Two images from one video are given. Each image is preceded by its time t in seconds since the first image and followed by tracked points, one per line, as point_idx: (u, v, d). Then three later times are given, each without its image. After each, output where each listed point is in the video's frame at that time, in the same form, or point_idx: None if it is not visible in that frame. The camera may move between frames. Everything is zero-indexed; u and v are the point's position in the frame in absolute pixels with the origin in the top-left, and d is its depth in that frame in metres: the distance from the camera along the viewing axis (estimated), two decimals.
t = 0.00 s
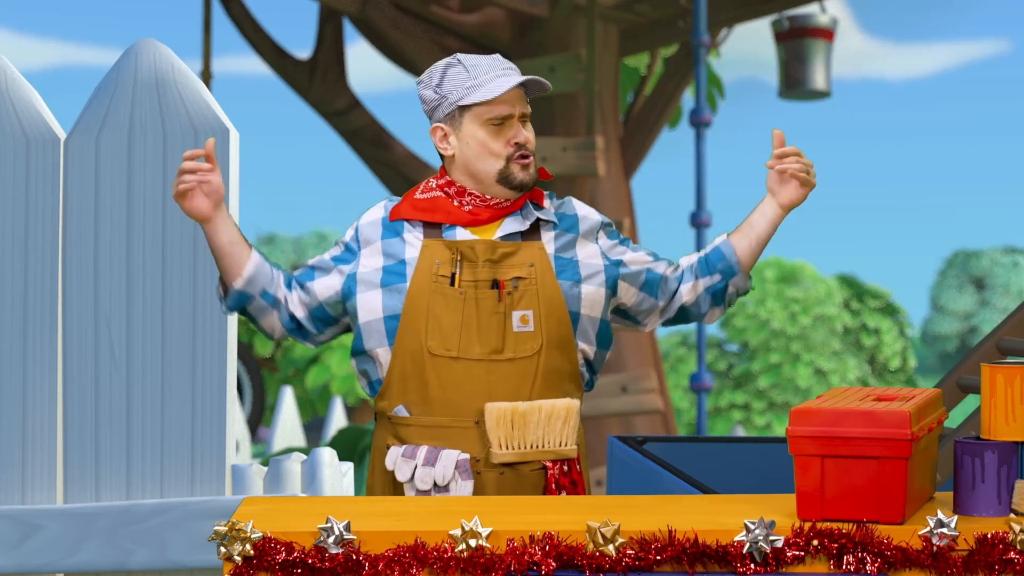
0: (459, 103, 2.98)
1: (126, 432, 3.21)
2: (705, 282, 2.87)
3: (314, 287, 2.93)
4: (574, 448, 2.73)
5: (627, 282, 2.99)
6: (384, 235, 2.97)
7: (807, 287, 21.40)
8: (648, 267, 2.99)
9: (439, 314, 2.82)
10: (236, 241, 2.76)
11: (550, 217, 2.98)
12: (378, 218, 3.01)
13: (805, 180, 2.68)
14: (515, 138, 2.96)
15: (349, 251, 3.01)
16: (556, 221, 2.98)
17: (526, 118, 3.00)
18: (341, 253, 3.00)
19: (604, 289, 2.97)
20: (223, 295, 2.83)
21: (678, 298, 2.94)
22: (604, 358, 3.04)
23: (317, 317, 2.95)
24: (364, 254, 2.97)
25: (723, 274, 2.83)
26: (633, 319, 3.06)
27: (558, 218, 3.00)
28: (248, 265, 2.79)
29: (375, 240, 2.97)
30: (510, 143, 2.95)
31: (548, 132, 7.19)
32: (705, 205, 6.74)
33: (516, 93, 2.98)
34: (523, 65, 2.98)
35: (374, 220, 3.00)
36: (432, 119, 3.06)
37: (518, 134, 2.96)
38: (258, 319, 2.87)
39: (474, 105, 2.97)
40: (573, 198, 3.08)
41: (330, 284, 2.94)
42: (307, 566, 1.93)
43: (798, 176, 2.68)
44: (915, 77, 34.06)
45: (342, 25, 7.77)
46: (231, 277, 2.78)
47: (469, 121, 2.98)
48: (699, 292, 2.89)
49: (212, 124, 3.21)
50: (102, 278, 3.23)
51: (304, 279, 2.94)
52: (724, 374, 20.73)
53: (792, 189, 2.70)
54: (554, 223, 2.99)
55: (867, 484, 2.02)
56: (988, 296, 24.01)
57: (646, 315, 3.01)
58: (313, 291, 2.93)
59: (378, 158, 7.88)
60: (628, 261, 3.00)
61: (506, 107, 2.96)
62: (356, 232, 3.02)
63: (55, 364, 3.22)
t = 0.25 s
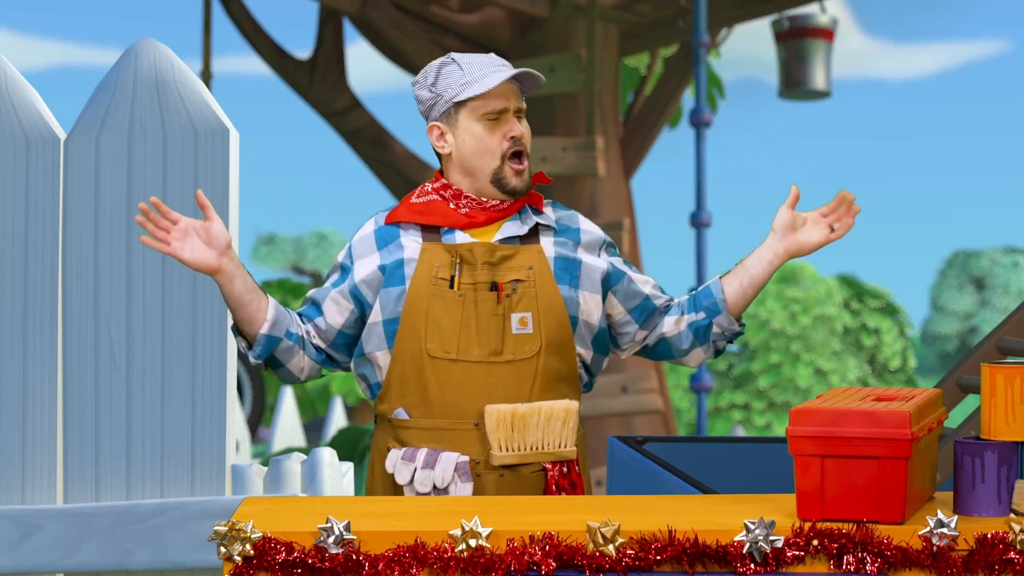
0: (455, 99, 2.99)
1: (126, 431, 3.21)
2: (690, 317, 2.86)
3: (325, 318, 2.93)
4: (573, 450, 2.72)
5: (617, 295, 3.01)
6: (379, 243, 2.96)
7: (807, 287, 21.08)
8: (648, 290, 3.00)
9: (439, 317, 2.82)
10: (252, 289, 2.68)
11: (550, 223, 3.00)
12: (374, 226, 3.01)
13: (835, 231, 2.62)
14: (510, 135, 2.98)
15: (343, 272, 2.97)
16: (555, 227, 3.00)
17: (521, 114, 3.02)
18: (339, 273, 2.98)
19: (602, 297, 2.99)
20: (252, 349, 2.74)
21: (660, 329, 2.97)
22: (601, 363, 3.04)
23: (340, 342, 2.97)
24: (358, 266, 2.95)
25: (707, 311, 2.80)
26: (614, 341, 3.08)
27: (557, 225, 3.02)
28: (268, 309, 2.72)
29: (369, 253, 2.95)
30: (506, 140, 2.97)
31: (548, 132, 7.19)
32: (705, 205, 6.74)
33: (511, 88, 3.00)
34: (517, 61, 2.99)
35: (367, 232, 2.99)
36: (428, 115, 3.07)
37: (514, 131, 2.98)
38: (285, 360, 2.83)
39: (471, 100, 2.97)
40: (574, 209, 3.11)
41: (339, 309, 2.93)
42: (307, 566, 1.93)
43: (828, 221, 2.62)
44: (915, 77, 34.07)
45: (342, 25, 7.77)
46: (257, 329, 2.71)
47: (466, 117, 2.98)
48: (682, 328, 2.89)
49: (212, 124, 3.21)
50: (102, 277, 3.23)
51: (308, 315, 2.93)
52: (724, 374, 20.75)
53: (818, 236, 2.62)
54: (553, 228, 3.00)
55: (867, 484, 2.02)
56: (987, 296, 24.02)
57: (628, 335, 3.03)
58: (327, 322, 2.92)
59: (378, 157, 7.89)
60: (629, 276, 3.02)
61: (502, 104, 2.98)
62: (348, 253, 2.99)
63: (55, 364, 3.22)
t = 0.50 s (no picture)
0: (436, 92, 3.02)
1: (126, 431, 3.21)
2: (681, 312, 2.78)
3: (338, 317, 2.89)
4: (572, 448, 2.71)
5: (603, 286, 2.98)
6: (380, 241, 2.96)
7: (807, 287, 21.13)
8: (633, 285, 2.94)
9: (438, 315, 2.82)
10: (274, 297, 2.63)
11: (549, 221, 3.00)
12: (375, 224, 3.01)
13: (837, 233, 2.50)
14: (489, 124, 2.96)
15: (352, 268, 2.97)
16: (554, 226, 3.00)
17: (506, 107, 3.00)
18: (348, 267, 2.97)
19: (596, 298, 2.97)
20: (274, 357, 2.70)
21: (650, 322, 2.89)
22: (603, 361, 3.04)
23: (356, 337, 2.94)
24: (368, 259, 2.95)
25: (696, 305, 2.72)
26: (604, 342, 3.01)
27: (557, 224, 3.02)
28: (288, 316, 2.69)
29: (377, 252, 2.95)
30: (483, 127, 2.95)
31: (547, 132, 7.21)
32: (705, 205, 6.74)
33: (493, 80, 3.00)
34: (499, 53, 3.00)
35: (370, 230, 2.98)
36: (422, 118, 3.12)
37: (492, 119, 2.96)
38: (303, 363, 2.76)
39: (450, 92, 3.00)
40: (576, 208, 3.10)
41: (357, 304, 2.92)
42: (308, 566, 1.93)
43: (827, 222, 2.51)
44: (915, 77, 34.09)
45: (342, 25, 7.76)
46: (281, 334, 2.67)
47: (449, 111, 3.01)
48: (671, 321, 2.81)
49: (212, 124, 3.21)
50: (102, 276, 3.23)
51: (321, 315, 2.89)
52: (724, 374, 20.60)
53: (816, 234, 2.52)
54: (553, 227, 3.00)
55: (867, 483, 2.02)
56: (987, 296, 24.02)
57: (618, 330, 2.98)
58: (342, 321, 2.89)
59: (378, 158, 7.89)
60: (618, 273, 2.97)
61: (483, 94, 2.98)
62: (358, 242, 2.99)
63: (55, 363, 3.22)
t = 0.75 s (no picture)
0: (427, 92, 3.06)
1: (127, 432, 3.21)
2: (672, 291, 2.77)
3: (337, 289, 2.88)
4: (572, 445, 2.71)
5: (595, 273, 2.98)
6: (384, 237, 2.98)
7: (807, 287, 21.44)
8: (625, 270, 2.93)
9: (437, 313, 2.82)
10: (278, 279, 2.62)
11: (547, 218, 3.00)
12: (375, 221, 3.01)
13: (798, 207, 2.42)
14: (475, 122, 2.98)
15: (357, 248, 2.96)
16: (552, 222, 3.00)
17: (496, 105, 3.01)
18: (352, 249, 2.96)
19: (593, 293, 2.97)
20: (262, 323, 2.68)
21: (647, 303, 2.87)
22: (604, 358, 3.04)
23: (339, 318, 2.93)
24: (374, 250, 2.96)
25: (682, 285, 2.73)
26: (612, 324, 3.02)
27: (556, 219, 3.02)
28: (290, 292, 2.70)
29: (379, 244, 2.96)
30: (466, 124, 2.98)
31: (547, 132, 7.23)
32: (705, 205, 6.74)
33: (481, 79, 3.01)
34: (489, 52, 3.03)
35: (374, 223, 3.00)
36: (422, 121, 3.16)
37: (477, 116, 2.98)
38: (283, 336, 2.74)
39: (440, 92, 3.04)
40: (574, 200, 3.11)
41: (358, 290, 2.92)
42: (307, 566, 1.93)
43: (791, 196, 2.43)
44: (915, 78, 34.14)
45: (342, 25, 7.77)
46: (277, 306, 2.67)
47: (438, 110, 3.05)
48: (664, 300, 2.80)
49: (212, 123, 3.20)
50: (102, 276, 3.22)
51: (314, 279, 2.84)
52: (724, 374, 20.69)
53: (777, 209, 2.44)
54: (550, 223, 3.01)
55: (867, 485, 2.02)
56: (987, 296, 24.04)
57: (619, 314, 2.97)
58: (336, 292, 2.87)
59: (377, 157, 7.89)
60: (608, 260, 2.96)
61: (469, 93, 3.00)
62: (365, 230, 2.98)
63: (55, 362, 3.22)
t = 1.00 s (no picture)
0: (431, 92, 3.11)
1: (127, 432, 3.21)
2: (705, 262, 2.76)
3: (315, 272, 2.92)
4: (572, 448, 2.71)
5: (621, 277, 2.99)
6: (384, 230, 2.99)
7: (807, 287, 21.47)
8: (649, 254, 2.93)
9: (437, 314, 2.82)
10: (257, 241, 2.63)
11: (548, 216, 2.99)
12: (378, 213, 3.02)
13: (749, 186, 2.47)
14: (470, 116, 2.99)
15: (351, 240, 2.99)
16: (554, 220, 3.00)
17: (494, 101, 3.02)
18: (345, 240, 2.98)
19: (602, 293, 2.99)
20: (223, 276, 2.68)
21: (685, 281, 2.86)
22: (607, 358, 3.04)
23: (310, 303, 2.94)
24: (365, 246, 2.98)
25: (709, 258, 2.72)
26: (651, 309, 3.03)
27: (557, 217, 3.01)
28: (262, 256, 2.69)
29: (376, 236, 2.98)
30: (463, 119, 3.00)
31: (548, 132, 7.22)
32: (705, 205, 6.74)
33: (479, 76, 3.04)
34: (489, 52, 3.06)
35: (377, 215, 3.01)
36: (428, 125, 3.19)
37: (472, 111, 2.99)
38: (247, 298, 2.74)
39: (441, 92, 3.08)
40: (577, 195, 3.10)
41: (337, 277, 2.95)
42: (307, 566, 1.93)
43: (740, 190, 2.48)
44: (915, 77, 34.14)
45: (342, 25, 7.77)
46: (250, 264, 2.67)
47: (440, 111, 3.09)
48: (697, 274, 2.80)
49: (212, 124, 3.20)
50: (102, 276, 3.23)
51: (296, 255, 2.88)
52: (724, 374, 20.69)
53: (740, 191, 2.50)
54: (552, 222, 3.00)
55: (867, 483, 2.02)
56: (988, 296, 24.04)
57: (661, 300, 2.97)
58: (313, 273, 2.91)
59: (377, 157, 7.89)
60: (629, 250, 2.96)
61: (466, 89, 3.03)
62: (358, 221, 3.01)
63: (55, 362, 3.22)
